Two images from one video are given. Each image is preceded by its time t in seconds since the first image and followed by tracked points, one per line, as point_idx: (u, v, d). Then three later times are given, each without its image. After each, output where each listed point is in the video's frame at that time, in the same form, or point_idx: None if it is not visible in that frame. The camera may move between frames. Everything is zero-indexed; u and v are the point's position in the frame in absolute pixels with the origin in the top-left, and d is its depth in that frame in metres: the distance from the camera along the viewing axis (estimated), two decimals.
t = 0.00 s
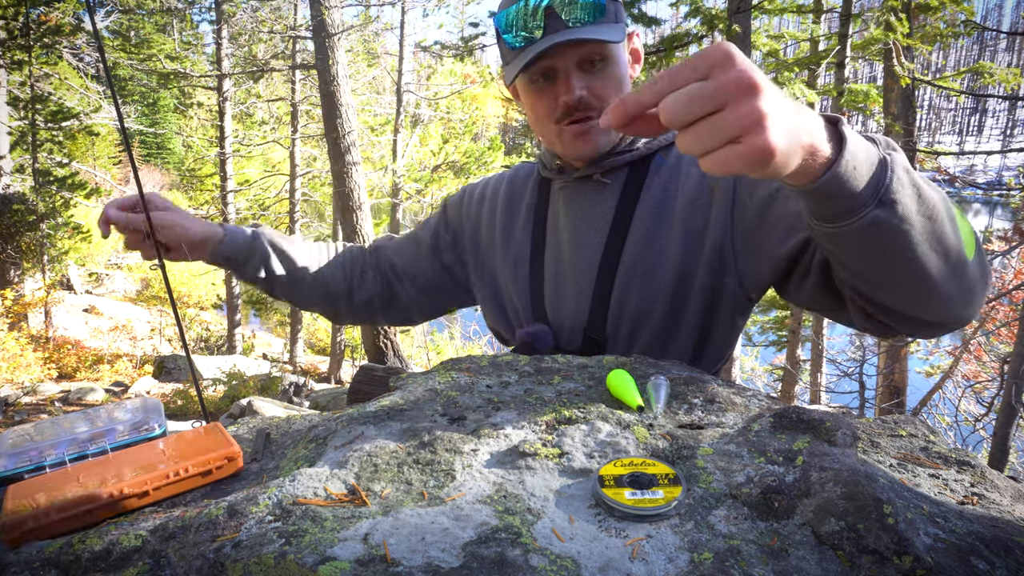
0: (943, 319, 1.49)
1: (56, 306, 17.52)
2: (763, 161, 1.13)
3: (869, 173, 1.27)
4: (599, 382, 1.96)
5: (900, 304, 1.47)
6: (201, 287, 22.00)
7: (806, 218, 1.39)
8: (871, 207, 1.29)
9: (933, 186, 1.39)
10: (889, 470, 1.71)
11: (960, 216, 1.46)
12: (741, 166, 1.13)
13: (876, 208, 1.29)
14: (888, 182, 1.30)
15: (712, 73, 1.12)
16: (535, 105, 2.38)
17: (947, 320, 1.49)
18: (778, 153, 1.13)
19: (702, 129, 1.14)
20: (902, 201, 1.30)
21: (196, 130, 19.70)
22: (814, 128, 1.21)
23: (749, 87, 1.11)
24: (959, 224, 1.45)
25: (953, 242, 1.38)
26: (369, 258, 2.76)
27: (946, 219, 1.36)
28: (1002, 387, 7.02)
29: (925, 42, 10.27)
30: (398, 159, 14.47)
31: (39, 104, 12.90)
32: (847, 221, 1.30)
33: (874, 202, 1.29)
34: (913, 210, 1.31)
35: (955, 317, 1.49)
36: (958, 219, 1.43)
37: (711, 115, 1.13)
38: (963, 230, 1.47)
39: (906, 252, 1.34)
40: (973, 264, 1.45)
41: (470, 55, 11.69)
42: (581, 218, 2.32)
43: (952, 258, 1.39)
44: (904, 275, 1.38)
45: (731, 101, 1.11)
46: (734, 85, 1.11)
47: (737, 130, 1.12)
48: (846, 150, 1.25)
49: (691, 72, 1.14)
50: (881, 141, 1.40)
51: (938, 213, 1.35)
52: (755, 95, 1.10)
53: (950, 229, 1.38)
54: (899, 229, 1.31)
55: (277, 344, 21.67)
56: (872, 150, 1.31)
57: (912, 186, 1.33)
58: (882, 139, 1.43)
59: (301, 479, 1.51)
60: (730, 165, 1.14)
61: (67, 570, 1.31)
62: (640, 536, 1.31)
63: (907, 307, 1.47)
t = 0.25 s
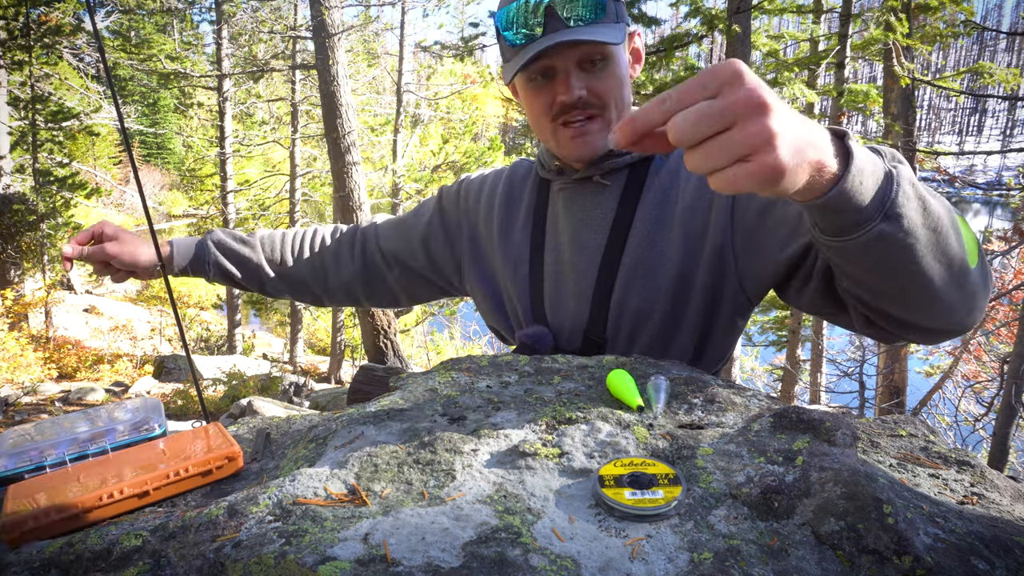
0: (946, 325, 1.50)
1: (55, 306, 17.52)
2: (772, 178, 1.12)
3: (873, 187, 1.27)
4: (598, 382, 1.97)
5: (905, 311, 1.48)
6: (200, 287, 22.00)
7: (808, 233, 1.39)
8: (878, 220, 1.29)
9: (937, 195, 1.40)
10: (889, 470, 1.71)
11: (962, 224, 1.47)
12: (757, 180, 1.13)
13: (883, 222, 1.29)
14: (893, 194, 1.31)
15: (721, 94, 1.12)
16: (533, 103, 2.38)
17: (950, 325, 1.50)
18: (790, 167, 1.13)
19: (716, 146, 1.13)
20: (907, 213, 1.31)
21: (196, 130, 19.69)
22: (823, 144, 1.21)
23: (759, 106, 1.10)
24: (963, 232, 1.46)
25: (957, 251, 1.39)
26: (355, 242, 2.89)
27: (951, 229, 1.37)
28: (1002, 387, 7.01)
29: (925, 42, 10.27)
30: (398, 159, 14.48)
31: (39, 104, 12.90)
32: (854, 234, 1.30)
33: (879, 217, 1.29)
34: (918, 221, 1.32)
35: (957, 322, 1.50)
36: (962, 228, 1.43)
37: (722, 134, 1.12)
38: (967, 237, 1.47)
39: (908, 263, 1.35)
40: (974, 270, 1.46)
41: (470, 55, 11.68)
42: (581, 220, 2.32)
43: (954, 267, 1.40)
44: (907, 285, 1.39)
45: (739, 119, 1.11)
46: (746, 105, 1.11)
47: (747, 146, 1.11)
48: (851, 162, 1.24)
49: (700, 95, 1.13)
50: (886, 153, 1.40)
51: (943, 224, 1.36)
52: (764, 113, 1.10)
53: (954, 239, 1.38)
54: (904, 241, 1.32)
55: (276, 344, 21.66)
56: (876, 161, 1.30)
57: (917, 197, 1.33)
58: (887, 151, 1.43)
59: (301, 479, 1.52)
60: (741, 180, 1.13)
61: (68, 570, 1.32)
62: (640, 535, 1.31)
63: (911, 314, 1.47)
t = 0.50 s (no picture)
0: (922, 343, 1.51)
1: (55, 307, 17.52)
2: (713, 207, 1.13)
3: (818, 219, 1.30)
4: (598, 382, 1.97)
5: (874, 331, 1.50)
6: (200, 287, 22.01)
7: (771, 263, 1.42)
8: (826, 251, 1.33)
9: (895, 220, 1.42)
10: (889, 470, 1.71)
11: (932, 245, 1.47)
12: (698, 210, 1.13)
13: (831, 251, 1.33)
14: (840, 224, 1.34)
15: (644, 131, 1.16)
16: (530, 99, 2.37)
17: (929, 342, 1.51)
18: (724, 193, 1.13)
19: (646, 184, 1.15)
20: (856, 242, 1.34)
21: (196, 130, 19.68)
22: (757, 178, 1.24)
23: (682, 141, 1.12)
24: (932, 250, 1.47)
25: (922, 271, 1.41)
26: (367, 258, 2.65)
27: (908, 252, 1.40)
28: (1001, 387, 7.01)
29: (925, 42, 10.29)
30: (398, 160, 14.54)
31: (39, 104, 12.91)
32: (806, 266, 1.35)
33: (828, 246, 1.32)
34: (868, 249, 1.36)
35: (938, 341, 1.51)
36: (929, 250, 1.45)
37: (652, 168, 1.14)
38: (940, 255, 1.48)
39: (862, 288, 1.38)
40: (953, 290, 1.47)
41: (471, 55, 11.69)
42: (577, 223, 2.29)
43: (921, 288, 1.42)
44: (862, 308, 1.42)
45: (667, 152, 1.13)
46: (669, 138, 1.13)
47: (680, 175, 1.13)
48: (793, 193, 1.27)
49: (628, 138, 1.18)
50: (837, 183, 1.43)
51: (900, 250, 1.39)
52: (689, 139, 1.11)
53: (915, 261, 1.41)
54: (853, 269, 1.36)
55: (277, 344, 21.67)
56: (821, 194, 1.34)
57: (864, 225, 1.37)
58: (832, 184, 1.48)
59: (301, 479, 1.52)
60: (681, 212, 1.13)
61: (68, 569, 1.32)
62: (640, 536, 1.31)
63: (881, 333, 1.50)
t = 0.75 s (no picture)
0: (854, 385, 1.62)
1: (56, 307, 17.52)
2: (592, 226, 1.41)
3: (705, 276, 1.49)
4: (598, 382, 1.97)
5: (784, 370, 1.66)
6: (201, 287, 22.02)
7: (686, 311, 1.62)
8: (720, 303, 1.51)
9: (801, 270, 1.56)
10: (888, 470, 1.72)
11: (851, 293, 1.58)
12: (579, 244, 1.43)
13: (723, 303, 1.51)
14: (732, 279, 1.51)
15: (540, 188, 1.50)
16: (534, 96, 2.36)
17: (857, 383, 1.62)
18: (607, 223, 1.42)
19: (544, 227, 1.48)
20: (746, 295, 1.51)
21: (196, 130, 19.67)
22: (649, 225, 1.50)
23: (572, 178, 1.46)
24: (850, 294, 1.58)
25: (823, 318, 1.54)
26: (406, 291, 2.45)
27: (807, 301, 1.54)
28: (1002, 386, 6.99)
29: (925, 42, 10.29)
30: (398, 160, 14.57)
31: (39, 104, 12.91)
32: (705, 314, 1.55)
33: (719, 298, 1.51)
34: (761, 301, 1.52)
35: (870, 381, 1.61)
36: (842, 298, 1.56)
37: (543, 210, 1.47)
38: (856, 299, 1.59)
39: (759, 334, 1.55)
40: (871, 339, 1.58)
41: (471, 55, 11.70)
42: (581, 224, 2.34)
43: (830, 335, 1.56)
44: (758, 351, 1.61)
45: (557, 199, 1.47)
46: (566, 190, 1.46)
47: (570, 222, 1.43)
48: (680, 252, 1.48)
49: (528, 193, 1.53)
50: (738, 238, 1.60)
51: (799, 299, 1.54)
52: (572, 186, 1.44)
53: (816, 309, 1.54)
54: (748, 317, 1.53)
55: (277, 344, 21.68)
56: (714, 252, 1.52)
57: (757, 279, 1.52)
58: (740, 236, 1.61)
59: (301, 479, 1.52)
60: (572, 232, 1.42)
61: (68, 569, 1.32)
62: (640, 536, 1.31)
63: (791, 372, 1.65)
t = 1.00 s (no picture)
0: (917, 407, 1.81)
1: (55, 307, 17.51)
2: (730, 271, 1.33)
3: (812, 330, 1.59)
4: (599, 382, 1.97)
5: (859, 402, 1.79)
6: (201, 287, 22.04)
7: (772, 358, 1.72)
8: (823, 352, 1.63)
9: (887, 312, 1.69)
10: (889, 470, 1.73)
11: (925, 325, 1.75)
12: (711, 293, 1.35)
13: (827, 352, 1.63)
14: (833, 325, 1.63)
15: (668, 209, 1.31)
16: (536, 92, 2.38)
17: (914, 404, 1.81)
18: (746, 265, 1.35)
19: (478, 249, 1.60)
20: (846, 341, 1.64)
21: (196, 130, 19.67)
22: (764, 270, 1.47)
23: (705, 211, 1.31)
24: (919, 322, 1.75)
25: (907, 356, 1.70)
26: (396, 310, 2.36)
27: (894, 341, 1.68)
28: (1002, 386, 6.98)
29: (925, 42, 10.30)
30: (398, 160, 14.59)
31: (39, 104, 12.91)
32: (804, 360, 1.65)
33: (823, 347, 1.62)
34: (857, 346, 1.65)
35: (932, 403, 1.81)
36: (915, 331, 1.72)
37: (679, 244, 1.32)
38: (925, 327, 1.76)
39: (853, 378, 1.69)
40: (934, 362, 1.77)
41: (471, 55, 11.70)
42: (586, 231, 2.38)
43: (910, 369, 1.72)
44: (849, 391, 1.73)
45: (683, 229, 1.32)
46: (701, 226, 1.31)
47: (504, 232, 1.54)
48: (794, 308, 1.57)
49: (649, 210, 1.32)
50: (821, 283, 1.69)
51: (890, 343, 1.68)
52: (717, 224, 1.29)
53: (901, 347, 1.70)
54: (845, 362, 1.66)
55: (277, 344, 21.68)
56: (815, 300, 1.63)
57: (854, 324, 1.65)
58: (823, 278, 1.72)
59: (301, 479, 1.52)
60: (708, 279, 1.32)
61: (68, 570, 1.32)
62: (640, 536, 1.31)
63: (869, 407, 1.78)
